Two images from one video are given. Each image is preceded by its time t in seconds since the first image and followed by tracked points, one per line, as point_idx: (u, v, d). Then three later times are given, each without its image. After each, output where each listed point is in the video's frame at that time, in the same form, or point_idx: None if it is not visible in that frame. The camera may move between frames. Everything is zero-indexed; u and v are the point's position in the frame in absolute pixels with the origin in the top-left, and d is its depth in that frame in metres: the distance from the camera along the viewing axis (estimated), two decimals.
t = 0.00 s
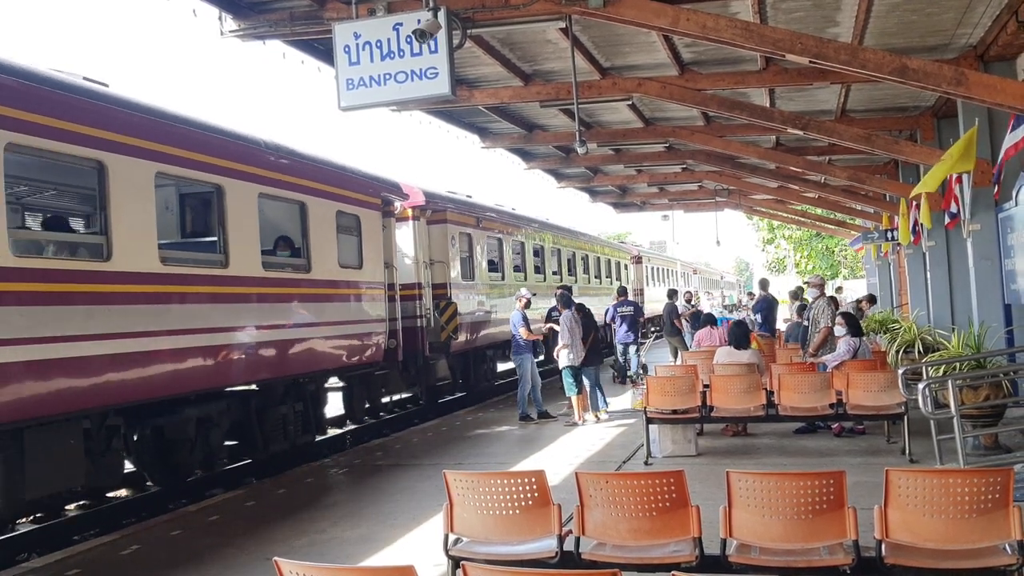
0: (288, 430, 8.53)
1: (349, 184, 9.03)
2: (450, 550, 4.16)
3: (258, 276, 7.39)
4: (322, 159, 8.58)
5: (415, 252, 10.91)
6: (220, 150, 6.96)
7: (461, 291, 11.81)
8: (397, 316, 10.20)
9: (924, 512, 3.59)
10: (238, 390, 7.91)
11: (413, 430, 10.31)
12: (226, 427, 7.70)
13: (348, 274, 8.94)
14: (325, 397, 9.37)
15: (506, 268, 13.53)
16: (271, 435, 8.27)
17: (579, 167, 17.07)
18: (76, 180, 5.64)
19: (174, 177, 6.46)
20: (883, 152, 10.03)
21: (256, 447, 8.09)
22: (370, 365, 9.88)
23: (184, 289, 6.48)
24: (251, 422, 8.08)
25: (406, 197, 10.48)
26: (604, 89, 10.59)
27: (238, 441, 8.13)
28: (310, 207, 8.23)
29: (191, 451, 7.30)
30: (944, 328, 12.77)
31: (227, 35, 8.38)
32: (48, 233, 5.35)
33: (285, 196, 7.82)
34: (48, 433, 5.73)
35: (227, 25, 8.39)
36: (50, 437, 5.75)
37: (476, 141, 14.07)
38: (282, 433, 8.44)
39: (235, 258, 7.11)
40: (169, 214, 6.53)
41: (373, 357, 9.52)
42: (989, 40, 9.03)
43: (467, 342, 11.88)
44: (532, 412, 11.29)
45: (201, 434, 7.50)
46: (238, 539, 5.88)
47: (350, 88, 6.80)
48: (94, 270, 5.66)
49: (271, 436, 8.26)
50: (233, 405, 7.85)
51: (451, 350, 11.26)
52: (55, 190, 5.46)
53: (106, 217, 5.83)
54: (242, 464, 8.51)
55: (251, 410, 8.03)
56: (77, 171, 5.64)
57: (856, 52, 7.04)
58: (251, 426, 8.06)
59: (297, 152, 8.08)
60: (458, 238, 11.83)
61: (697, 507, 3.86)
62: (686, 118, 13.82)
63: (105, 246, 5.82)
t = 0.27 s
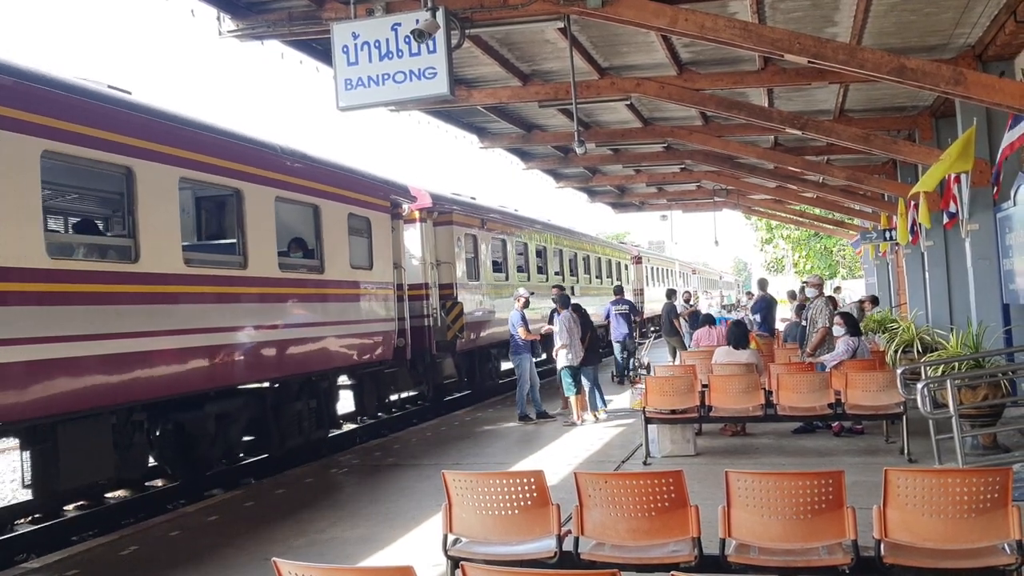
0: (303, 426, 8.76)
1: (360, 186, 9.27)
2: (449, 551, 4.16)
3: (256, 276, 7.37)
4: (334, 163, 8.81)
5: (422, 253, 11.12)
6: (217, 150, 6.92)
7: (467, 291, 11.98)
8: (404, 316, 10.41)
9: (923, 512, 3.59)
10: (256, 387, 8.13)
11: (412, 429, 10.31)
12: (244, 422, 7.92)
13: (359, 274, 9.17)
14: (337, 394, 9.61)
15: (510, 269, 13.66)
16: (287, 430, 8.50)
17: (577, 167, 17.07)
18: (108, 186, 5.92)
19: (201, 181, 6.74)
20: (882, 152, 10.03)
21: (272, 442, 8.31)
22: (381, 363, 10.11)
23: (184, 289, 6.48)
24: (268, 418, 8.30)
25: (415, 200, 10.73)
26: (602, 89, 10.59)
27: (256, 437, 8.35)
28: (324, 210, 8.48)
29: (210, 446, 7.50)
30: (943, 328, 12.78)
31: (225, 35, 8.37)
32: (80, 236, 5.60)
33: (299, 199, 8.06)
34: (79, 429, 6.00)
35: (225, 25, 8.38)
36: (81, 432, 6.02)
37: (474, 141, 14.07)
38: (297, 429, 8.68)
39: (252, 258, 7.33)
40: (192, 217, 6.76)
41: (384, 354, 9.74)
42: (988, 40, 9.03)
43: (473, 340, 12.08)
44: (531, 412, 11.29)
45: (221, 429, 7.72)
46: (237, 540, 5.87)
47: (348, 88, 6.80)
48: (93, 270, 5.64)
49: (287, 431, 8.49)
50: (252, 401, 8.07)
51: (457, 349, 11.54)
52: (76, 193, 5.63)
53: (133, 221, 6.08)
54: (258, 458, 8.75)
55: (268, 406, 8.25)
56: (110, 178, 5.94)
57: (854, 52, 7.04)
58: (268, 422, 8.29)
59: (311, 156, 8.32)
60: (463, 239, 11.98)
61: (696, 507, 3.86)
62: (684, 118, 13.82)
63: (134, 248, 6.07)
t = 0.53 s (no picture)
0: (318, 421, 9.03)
1: (371, 188, 9.50)
2: (449, 550, 4.16)
3: (255, 273, 7.35)
4: (346, 165, 9.04)
5: (430, 253, 11.24)
6: (216, 148, 6.91)
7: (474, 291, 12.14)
8: (414, 315, 10.55)
9: (922, 511, 3.59)
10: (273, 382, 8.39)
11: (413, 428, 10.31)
12: (262, 416, 8.18)
13: (371, 274, 9.40)
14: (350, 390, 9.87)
15: (515, 268, 13.79)
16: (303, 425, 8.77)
17: (577, 166, 17.08)
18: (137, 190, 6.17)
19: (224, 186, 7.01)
20: (882, 152, 10.00)
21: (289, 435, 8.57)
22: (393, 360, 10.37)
23: (183, 289, 6.46)
24: (285, 412, 8.56)
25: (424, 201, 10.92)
26: (602, 89, 10.59)
27: (273, 431, 8.62)
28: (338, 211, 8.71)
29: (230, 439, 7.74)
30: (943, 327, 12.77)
31: (225, 34, 8.37)
32: (110, 238, 5.83)
33: (314, 201, 8.29)
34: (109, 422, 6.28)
35: (225, 24, 8.38)
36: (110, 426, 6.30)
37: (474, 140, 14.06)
38: (313, 423, 8.95)
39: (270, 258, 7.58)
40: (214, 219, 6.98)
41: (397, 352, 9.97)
42: (988, 39, 9.03)
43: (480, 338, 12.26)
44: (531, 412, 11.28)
45: (241, 423, 7.98)
46: (237, 539, 5.87)
47: (348, 87, 6.80)
48: (93, 269, 5.62)
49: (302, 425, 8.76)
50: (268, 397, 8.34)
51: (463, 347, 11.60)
52: (99, 196, 5.82)
53: (161, 223, 6.33)
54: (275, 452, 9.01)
55: (284, 401, 8.51)
56: (138, 181, 6.19)
57: (854, 51, 7.04)
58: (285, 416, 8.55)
59: (324, 159, 8.55)
60: (471, 240, 12.15)
61: (696, 506, 3.86)
62: (684, 118, 13.83)
63: (162, 248, 6.32)
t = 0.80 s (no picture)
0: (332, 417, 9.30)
1: (382, 191, 9.75)
2: (448, 550, 4.16)
3: (254, 272, 7.34)
4: (358, 169, 9.28)
5: (438, 254, 11.34)
6: (218, 148, 6.93)
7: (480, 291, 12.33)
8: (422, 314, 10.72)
9: (921, 510, 3.59)
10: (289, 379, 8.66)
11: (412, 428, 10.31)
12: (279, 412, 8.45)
13: (382, 274, 9.64)
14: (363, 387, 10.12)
15: (519, 267, 13.93)
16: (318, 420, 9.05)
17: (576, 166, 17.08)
18: (163, 193, 6.42)
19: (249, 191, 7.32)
20: (881, 151, 10.00)
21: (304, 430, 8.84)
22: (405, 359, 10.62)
23: (180, 289, 6.44)
24: (300, 408, 8.83)
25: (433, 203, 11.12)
26: (601, 88, 10.60)
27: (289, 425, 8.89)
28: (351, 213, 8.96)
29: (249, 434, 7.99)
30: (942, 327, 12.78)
31: (223, 34, 8.37)
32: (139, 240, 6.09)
33: (328, 204, 8.55)
34: (139, 419, 6.50)
35: (223, 24, 8.37)
36: (140, 423, 6.51)
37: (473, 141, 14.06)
38: (327, 419, 9.23)
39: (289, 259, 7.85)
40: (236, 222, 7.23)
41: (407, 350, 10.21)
42: (987, 39, 9.03)
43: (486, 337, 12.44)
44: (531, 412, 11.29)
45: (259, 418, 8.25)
46: (237, 539, 5.86)
47: (347, 87, 6.79)
48: (90, 269, 5.60)
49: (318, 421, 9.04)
50: (284, 393, 8.62)
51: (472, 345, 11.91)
52: (124, 199, 6.04)
53: (187, 226, 6.60)
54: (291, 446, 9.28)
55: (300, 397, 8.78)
56: (163, 185, 6.43)
57: (853, 51, 7.04)
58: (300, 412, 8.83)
59: (337, 163, 8.80)
60: (478, 241, 12.35)
61: (695, 506, 3.87)
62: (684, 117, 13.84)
63: (187, 250, 6.61)
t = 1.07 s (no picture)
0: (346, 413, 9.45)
1: (393, 195, 9.97)
2: (447, 550, 4.16)
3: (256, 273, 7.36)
4: (369, 173, 9.50)
5: (445, 254, 11.51)
6: (223, 150, 7.00)
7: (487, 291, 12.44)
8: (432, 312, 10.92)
9: (920, 510, 3.60)
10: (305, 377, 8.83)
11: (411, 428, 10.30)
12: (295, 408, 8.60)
13: (393, 276, 9.86)
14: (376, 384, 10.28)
15: (523, 267, 13.99)
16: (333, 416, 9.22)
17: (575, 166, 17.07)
18: (181, 197, 6.60)
19: (270, 195, 7.60)
20: (880, 151, 9.99)
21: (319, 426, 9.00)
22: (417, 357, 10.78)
23: (179, 289, 6.42)
24: (316, 404, 9.00)
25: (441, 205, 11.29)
26: (600, 88, 10.60)
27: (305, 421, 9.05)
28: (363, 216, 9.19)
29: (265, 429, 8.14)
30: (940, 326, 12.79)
31: (222, 34, 8.37)
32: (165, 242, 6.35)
33: (342, 207, 8.77)
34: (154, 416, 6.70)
35: (222, 24, 8.37)
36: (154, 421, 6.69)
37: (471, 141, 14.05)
38: (342, 415, 9.40)
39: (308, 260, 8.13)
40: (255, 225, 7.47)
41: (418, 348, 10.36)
42: (985, 38, 9.03)
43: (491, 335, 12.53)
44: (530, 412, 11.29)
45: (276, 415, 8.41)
46: (235, 539, 5.86)
47: (345, 87, 6.79)
48: (88, 270, 5.60)
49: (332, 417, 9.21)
50: (301, 390, 8.79)
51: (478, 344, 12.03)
52: (150, 204, 6.28)
53: (212, 229, 6.88)
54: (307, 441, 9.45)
55: (315, 394, 8.94)
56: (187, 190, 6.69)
57: (851, 51, 7.04)
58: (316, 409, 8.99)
59: (349, 167, 9.03)
60: (484, 242, 12.50)
61: (693, 505, 3.87)
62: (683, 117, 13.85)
63: (212, 252, 6.88)
